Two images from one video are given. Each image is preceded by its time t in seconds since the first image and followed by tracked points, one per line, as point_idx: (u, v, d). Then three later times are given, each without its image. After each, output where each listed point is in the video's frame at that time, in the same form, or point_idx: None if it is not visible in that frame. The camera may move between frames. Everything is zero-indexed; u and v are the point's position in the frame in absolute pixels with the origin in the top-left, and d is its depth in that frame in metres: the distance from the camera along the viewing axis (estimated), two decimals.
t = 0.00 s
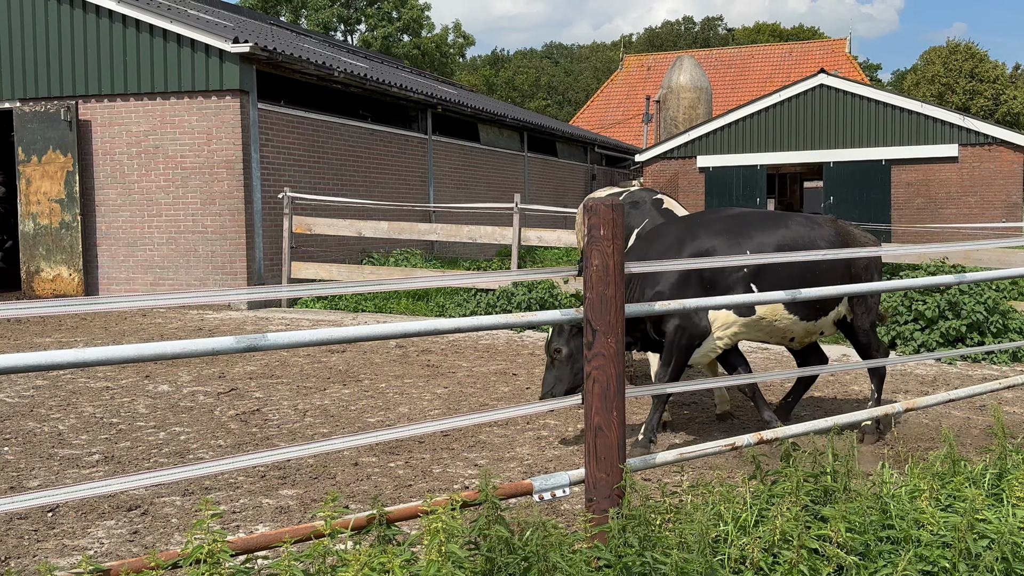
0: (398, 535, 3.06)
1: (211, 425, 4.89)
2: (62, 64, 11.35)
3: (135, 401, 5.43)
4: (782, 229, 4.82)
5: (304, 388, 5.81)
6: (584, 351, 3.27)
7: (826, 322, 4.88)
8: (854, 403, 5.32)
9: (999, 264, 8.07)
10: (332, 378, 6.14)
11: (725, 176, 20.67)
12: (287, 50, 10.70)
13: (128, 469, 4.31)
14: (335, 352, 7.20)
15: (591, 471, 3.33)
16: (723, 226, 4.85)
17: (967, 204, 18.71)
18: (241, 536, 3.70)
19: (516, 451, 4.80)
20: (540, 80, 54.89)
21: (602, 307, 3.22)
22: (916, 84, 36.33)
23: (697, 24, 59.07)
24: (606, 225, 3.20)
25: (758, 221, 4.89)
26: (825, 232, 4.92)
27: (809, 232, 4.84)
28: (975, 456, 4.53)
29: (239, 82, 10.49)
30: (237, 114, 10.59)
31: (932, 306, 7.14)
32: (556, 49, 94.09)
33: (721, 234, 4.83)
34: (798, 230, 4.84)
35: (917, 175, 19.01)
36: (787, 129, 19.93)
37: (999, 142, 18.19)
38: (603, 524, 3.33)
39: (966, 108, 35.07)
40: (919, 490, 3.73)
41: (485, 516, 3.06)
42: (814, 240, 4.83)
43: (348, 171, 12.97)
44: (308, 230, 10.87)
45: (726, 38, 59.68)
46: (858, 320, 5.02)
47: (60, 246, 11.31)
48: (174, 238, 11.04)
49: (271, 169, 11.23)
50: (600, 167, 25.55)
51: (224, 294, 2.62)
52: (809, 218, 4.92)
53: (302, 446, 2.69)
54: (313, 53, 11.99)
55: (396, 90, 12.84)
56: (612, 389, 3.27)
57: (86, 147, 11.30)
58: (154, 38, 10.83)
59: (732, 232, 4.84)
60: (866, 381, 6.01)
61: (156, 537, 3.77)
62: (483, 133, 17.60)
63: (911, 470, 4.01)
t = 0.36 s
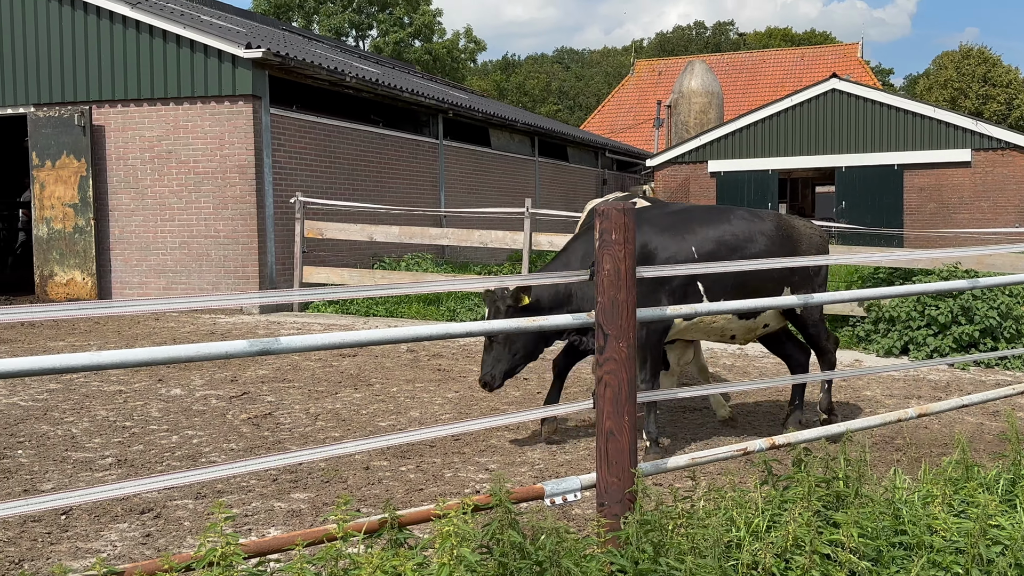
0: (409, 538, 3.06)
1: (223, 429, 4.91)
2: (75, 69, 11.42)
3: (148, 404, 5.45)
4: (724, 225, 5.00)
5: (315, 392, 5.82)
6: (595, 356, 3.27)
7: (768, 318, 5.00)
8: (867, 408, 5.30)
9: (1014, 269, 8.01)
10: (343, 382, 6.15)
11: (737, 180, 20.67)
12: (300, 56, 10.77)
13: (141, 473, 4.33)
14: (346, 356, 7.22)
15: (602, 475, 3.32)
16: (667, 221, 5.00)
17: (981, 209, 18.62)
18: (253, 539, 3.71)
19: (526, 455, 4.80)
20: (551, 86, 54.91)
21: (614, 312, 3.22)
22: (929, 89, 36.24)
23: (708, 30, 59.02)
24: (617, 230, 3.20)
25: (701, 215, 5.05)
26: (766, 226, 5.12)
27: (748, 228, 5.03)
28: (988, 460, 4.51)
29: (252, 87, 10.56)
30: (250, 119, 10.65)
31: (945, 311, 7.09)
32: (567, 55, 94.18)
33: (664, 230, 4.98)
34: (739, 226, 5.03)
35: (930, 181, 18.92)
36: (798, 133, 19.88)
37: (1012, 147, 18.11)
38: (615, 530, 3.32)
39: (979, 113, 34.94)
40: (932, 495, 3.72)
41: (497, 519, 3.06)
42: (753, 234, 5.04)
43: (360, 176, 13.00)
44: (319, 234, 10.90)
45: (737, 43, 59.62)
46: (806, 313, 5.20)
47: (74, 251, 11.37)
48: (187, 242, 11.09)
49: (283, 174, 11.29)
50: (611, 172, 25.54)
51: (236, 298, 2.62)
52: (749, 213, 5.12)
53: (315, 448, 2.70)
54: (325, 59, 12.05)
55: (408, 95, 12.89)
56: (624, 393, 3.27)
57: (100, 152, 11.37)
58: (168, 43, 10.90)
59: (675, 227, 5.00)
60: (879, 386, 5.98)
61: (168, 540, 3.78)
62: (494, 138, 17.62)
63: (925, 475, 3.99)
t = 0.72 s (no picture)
0: (424, 544, 3.06)
1: (238, 433, 4.93)
2: (91, 75, 11.50)
3: (164, 409, 5.47)
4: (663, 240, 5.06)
5: (331, 397, 5.83)
6: (611, 362, 3.27)
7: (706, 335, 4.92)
8: (883, 416, 5.28)
9: None
10: (358, 387, 6.16)
11: (752, 186, 20.58)
12: (315, 63, 10.81)
13: (157, 477, 4.34)
14: (360, 362, 7.23)
15: (618, 482, 3.31)
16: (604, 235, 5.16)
17: (997, 216, 18.50)
18: (270, 543, 3.71)
19: (541, 461, 4.79)
20: (565, 92, 54.89)
21: (630, 318, 3.21)
22: (944, 95, 36.08)
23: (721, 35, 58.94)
24: (634, 236, 3.20)
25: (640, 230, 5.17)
26: (716, 242, 5.10)
27: (691, 244, 5.04)
28: (1008, 469, 4.47)
29: (268, 94, 10.62)
30: (266, 126, 10.72)
31: (962, 318, 7.05)
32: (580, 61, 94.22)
33: (599, 245, 5.14)
34: (681, 241, 5.06)
35: (946, 187, 18.82)
36: (814, 140, 19.85)
37: None
38: (630, 537, 3.31)
39: (995, 119, 34.74)
40: (950, 503, 3.70)
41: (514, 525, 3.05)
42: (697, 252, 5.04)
43: (374, 182, 13.05)
44: (334, 240, 10.94)
45: (751, 49, 59.45)
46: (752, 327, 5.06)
47: (91, 257, 11.44)
48: (203, 248, 11.15)
49: (298, 180, 11.34)
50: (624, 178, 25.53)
51: (252, 304, 2.64)
52: (697, 228, 5.09)
53: (329, 453, 2.73)
54: (340, 66, 12.09)
55: (422, 102, 12.92)
56: (640, 400, 3.26)
57: (116, 158, 11.44)
58: (184, 50, 10.97)
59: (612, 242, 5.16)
60: (896, 394, 5.95)
61: (185, 543, 3.79)
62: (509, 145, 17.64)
63: (942, 483, 3.96)
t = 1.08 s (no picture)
0: (442, 553, 3.07)
1: (256, 439, 4.96)
2: (109, 80, 11.59)
3: (183, 415, 5.51)
4: (589, 234, 5.14)
5: (348, 404, 5.85)
6: (629, 372, 3.26)
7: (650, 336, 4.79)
8: (903, 426, 5.25)
9: None
10: (375, 394, 6.19)
11: (769, 192, 20.60)
12: (334, 70, 10.87)
13: (175, 483, 4.37)
14: (376, 368, 7.26)
15: (635, 492, 3.30)
16: (544, 225, 5.44)
17: (1016, 224, 18.35)
18: (287, 551, 3.73)
19: (557, 470, 4.80)
20: (581, 96, 54.81)
21: (649, 327, 3.21)
22: (964, 101, 35.84)
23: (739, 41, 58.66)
24: (652, 245, 3.19)
25: (571, 222, 5.30)
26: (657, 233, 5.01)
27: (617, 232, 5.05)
28: None
29: (287, 101, 10.69)
30: (284, 132, 10.78)
31: (982, 327, 7.01)
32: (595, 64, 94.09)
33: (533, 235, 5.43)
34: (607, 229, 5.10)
35: (966, 194, 18.68)
36: (832, 146, 19.74)
37: None
38: (648, 547, 3.29)
39: (1015, 125, 34.46)
40: (969, 515, 3.67)
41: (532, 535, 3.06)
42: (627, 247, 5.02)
43: (392, 188, 13.09)
44: (351, 247, 11.00)
45: (768, 54, 59.21)
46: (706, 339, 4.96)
47: (110, 262, 11.51)
48: (221, 254, 11.21)
49: (316, 187, 11.40)
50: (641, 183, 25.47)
51: (270, 312, 2.66)
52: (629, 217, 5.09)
53: (345, 462, 2.78)
54: (358, 72, 12.14)
55: (439, 108, 12.94)
56: (658, 409, 3.25)
57: (137, 164, 11.51)
58: (204, 58, 11.04)
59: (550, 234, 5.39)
60: (915, 404, 5.92)
61: (204, 550, 3.82)
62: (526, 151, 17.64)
63: (961, 495, 3.93)
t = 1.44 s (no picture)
0: (458, 559, 3.05)
1: (273, 444, 4.98)
2: (130, 86, 11.70)
3: (201, 418, 5.55)
4: (515, 248, 5.11)
5: (365, 409, 5.86)
6: (646, 379, 3.25)
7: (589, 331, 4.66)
8: (922, 434, 5.20)
9: None
10: (392, 399, 6.20)
11: (788, 201, 20.53)
12: (352, 76, 10.92)
13: (192, 487, 4.39)
14: (393, 373, 7.27)
15: (652, 499, 3.28)
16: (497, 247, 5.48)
17: None
18: (304, 555, 3.73)
19: (574, 476, 4.78)
20: (599, 102, 54.77)
21: (666, 334, 3.20)
22: (984, 108, 35.55)
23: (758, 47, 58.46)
24: (669, 252, 3.19)
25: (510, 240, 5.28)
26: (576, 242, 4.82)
27: (534, 247, 4.96)
28: None
29: (306, 107, 10.76)
30: (304, 138, 10.85)
31: (1002, 335, 6.93)
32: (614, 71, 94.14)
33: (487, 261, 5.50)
34: (527, 245, 5.03)
35: (986, 202, 18.49)
36: (851, 152, 19.64)
37: None
38: (665, 555, 3.27)
39: None
40: (989, 525, 3.61)
41: (549, 542, 3.06)
42: (537, 261, 4.92)
43: (409, 195, 13.13)
44: (368, 252, 11.04)
45: (788, 60, 58.95)
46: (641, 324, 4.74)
47: (131, 267, 11.61)
48: (241, 259, 11.29)
49: (334, 193, 11.46)
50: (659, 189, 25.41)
51: (288, 318, 2.67)
52: (548, 232, 4.96)
53: (361, 467, 2.79)
54: (376, 78, 12.19)
55: (457, 114, 12.96)
56: (675, 416, 3.24)
57: (157, 170, 11.60)
58: (224, 64, 11.14)
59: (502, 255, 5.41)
60: (935, 412, 5.85)
61: (220, 554, 3.83)
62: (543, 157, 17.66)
63: (982, 504, 3.87)
